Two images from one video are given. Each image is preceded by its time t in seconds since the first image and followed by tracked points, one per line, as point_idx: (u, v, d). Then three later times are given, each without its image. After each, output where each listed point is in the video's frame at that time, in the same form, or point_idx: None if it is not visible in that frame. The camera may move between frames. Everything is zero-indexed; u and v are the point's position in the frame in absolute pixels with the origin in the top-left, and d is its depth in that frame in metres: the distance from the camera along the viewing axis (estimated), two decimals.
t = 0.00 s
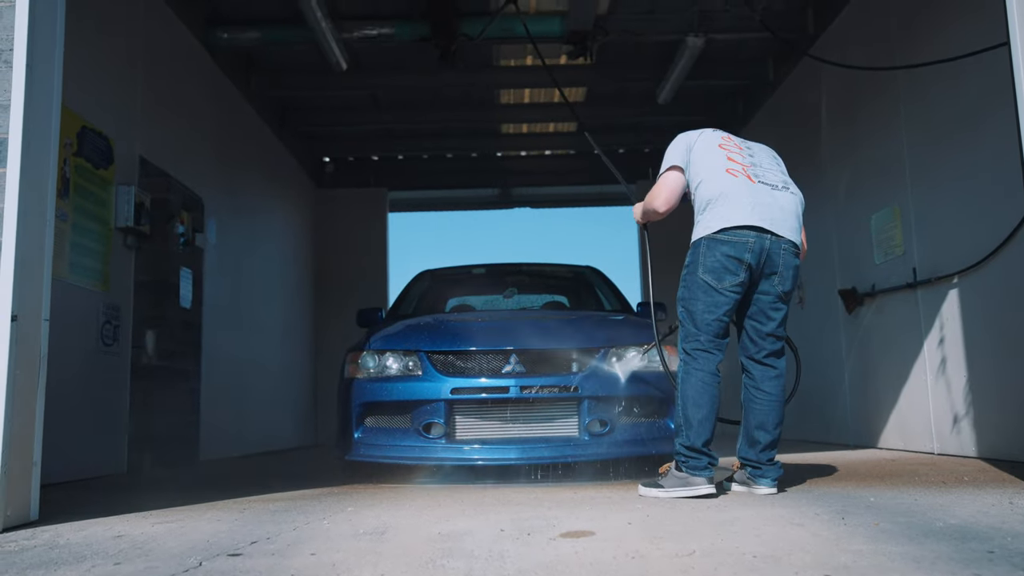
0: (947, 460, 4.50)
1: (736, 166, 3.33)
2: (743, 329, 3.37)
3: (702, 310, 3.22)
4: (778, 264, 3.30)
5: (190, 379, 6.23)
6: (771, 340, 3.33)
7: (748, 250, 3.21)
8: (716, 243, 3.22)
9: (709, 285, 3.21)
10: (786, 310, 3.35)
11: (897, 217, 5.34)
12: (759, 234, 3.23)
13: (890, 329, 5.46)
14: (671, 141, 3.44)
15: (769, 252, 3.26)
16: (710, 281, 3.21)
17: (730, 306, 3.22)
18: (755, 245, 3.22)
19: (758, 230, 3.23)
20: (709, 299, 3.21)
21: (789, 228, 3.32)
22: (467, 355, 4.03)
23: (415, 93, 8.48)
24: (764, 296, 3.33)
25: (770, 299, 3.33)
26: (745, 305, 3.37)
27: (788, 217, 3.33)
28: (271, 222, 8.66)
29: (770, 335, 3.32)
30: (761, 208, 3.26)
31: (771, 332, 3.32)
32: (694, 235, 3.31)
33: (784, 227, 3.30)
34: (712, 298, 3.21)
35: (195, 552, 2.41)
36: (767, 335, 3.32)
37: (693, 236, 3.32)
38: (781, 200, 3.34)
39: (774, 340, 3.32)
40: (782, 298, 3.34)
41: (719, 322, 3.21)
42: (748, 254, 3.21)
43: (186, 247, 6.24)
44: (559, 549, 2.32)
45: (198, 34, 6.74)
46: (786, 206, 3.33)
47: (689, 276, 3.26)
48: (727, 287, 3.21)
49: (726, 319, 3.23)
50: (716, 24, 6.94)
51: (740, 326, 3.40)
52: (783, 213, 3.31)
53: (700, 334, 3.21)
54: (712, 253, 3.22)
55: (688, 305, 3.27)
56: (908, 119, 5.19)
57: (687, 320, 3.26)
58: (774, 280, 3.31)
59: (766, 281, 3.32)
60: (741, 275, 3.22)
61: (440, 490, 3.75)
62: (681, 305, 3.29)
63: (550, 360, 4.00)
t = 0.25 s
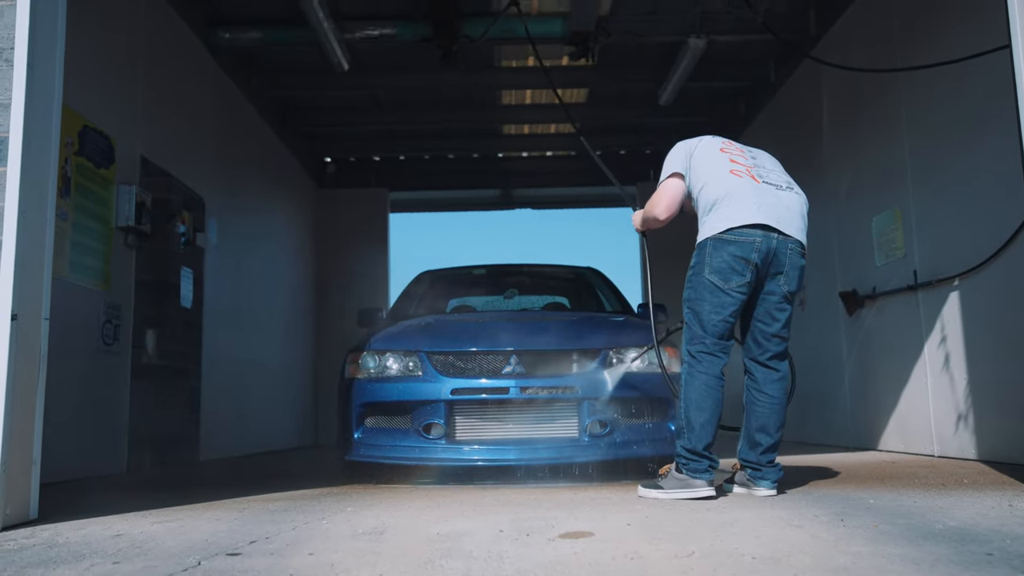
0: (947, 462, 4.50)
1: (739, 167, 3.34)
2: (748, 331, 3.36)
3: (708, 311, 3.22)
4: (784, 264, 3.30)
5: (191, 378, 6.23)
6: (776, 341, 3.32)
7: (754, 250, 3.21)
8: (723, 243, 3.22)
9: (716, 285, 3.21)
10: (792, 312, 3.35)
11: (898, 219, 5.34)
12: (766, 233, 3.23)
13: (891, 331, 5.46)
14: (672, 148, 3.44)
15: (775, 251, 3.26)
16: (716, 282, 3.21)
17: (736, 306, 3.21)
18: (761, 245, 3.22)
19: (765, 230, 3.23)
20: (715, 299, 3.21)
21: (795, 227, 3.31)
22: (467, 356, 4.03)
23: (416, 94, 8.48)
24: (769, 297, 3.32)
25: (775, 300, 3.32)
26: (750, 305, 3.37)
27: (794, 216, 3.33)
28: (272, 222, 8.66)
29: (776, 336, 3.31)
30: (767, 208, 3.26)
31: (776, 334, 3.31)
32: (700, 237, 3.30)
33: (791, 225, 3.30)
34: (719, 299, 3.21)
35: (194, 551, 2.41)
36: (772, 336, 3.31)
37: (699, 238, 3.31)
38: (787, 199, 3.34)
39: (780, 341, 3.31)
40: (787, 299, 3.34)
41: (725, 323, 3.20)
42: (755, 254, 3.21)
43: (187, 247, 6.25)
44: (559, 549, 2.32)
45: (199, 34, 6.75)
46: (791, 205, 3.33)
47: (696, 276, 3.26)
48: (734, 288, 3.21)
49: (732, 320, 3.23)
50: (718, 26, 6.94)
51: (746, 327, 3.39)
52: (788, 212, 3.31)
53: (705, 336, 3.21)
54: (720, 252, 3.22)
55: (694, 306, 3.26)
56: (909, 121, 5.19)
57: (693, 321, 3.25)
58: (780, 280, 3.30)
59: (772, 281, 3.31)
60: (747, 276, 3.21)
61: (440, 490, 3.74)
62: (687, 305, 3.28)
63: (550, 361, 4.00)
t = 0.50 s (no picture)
0: (947, 465, 4.50)
1: (742, 168, 3.34)
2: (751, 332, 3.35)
3: (712, 312, 3.21)
4: (787, 265, 3.30)
5: (191, 378, 6.23)
6: (778, 343, 3.31)
7: (759, 251, 3.21)
8: (728, 244, 3.21)
9: (720, 286, 3.20)
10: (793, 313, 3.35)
11: (898, 221, 5.34)
12: (771, 235, 3.23)
13: (890, 334, 5.45)
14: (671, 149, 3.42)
15: (779, 252, 3.27)
16: (720, 283, 3.20)
17: (739, 307, 3.21)
18: (766, 246, 3.22)
19: (769, 231, 3.24)
20: (719, 300, 3.20)
21: (798, 228, 3.33)
22: (467, 356, 4.03)
23: (417, 94, 8.48)
24: (772, 298, 3.32)
25: (778, 301, 3.32)
26: (753, 307, 3.37)
27: (797, 217, 3.34)
28: (272, 222, 8.66)
29: (778, 338, 3.31)
30: (771, 209, 3.26)
31: (779, 335, 3.31)
32: (704, 237, 3.29)
33: (794, 227, 3.31)
34: (723, 300, 3.20)
35: (192, 550, 2.41)
36: (775, 338, 3.31)
37: (702, 239, 3.30)
38: (789, 201, 3.35)
39: (781, 343, 3.31)
40: (790, 300, 3.34)
41: (728, 324, 3.20)
42: (759, 255, 3.21)
43: (188, 247, 6.25)
44: (557, 550, 2.32)
45: (200, 34, 6.75)
46: (794, 206, 3.34)
47: (699, 277, 3.25)
48: (738, 289, 3.20)
49: (735, 321, 3.22)
50: (719, 27, 6.94)
51: (748, 328, 3.39)
52: (792, 213, 3.32)
53: (708, 337, 3.21)
54: (725, 253, 3.21)
55: (698, 307, 3.25)
56: (909, 123, 5.19)
57: (697, 322, 3.25)
58: (783, 281, 3.31)
59: (775, 281, 3.32)
60: (751, 277, 3.21)
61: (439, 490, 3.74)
62: (691, 306, 3.28)
63: (550, 362, 4.00)
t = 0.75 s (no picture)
0: (947, 467, 4.49)
1: (743, 170, 3.34)
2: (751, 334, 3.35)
3: (713, 314, 3.21)
4: (788, 267, 3.30)
5: (191, 379, 6.23)
6: (778, 345, 3.31)
7: (760, 253, 3.21)
8: (729, 246, 3.21)
9: (721, 288, 3.20)
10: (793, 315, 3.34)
11: (898, 223, 5.33)
12: (772, 237, 3.23)
13: (891, 336, 5.45)
14: (670, 151, 3.42)
15: (780, 255, 3.27)
16: (721, 285, 3.20)
17: (739, 309, 3.21)
18: (767, 248, 3.22)
19: (771, 233, 3.23)
20: (720, 303, 3.20)
21: (799, 230, 3.32)
22: (467, 357, 4.03)
23: (418, 95, 8.48)
24: (773, 300, 3.32)
25: (779, 303, 3.32)
26: (753, 308, 3.36)
27: (797, 219, 3.34)
28: (273, 223, 8.65)
29: (778, 340, 3.30)
30: (773, 210, 3.26)
31: (778, 337, 3.30)
32: (704, 239, 3.29)
33: (795, 229, 3.31)
34: (724, 301, 3.20)
35: (191, 552, 2.41)
36: (774, 340, 3.30)
37: (703, 241, 3.30)
38: (790, 203, 3.35)
39: (781, 345, 3.31)
40: (790, 302, 3.34)
41: (728, 326, 3.20)
42: (760, 257, 3.21)
43: (188, 247, 6.25)
44: (556, 552, 2.32)
45: (201, 35, 6.75)
46: (795, 208, 3.34)
47: (700, 279, 3.25)
48: (739, 291, 3.20)
49: (735, 323, 3.22)
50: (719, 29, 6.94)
51: (748, 330, 3.38)
52: (792, 215, 3.32)
53: (708, 339, 3.21)
54: (726, 255, 3.21)
55: (699, 309, 3.25)
56: (910, 125, 5.19)
57: (698, 324, 3.24)
58: (784, 283, 3.31)
59: (775, 283, 3.31)
60: (752, 279, 3.21)
61: (438, 492, 3.74)
62: (692, 308, 3.27)
63: (549, 363, 3.99)
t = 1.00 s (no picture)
0: (949, 471, 4.48)
1: (742, 173, 3.34)
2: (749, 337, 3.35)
3: (712, 317, 3.20)
4: (787, 271, 3.30)
5: (192, 381, 6.23)
6: (776, 348, 3.31)
7: (759, 257, 3.21)
8: (728, 250, 3.21)
9: (720, 292, 3.20)
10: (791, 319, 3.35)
11: (899, 226, 5.33)
12: (771, 241, 3.23)
13: (892, 339, 5.45)
14: (667, 152, 3.41)
15: (779, 259, 3.27)
16: (720, 288, 3.20)
17: (738, 313, 3.21)
18: (766, 252, 3.22)
19: (770, 237, 3.24)
20: (719, 306, 3.20)
21: (799, 234, 3.33)
22: (467, 360, 4.03)
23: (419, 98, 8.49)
24: (771, 304, 3.32)
25: (777, 307, 3.32)
26: (752, 312, 3.37)
27: (796, 223, 3.34)
28: (274, 225, 8.66)
29: (776, 343, 3.31)
30: (772, 214, 3.26)
31: (777, 341, 3.31)
32: (703, 242, 3.28)
33: (794, 233, 3.31)
34: (723, 305, 3.20)
35: (191, 554, 2.41)
36: (773, 343, 3.30)
37: (701, 244, 3.29)
38: (789, 206, 3.35)
39: (780, 349, 3.31)
40: (789, 306, 3.34)
41: (727, 329, 3.20)
42: (759, 261, 3.21)
43: (189, 250, 6.26)
44: (556, 556, 2.31)
45: (203, 38, 6.76)
46: (794, 212, 3.34)
47: (699, 283, 3.25)
48: (737, 294, 3.20)
49: (734, 327, 3.22)
50: (720, 33, 6.95)
51: (746, 333, 3.38)
52: (792, 219, 3.32)
53: (707, 342, 3.20)
54: (725, 259, 3.20)
55: (697, 312, 3.24)
56: (911, 128, 5.19)
57: (696, 328, 3.24)
58: (783, 286, 3.31)
59: (774, 287, 3.32)
60: (751, 283, 3.21)
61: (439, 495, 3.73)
62: (690, 311, 3.27)
63: (549, 366, 4.00)
